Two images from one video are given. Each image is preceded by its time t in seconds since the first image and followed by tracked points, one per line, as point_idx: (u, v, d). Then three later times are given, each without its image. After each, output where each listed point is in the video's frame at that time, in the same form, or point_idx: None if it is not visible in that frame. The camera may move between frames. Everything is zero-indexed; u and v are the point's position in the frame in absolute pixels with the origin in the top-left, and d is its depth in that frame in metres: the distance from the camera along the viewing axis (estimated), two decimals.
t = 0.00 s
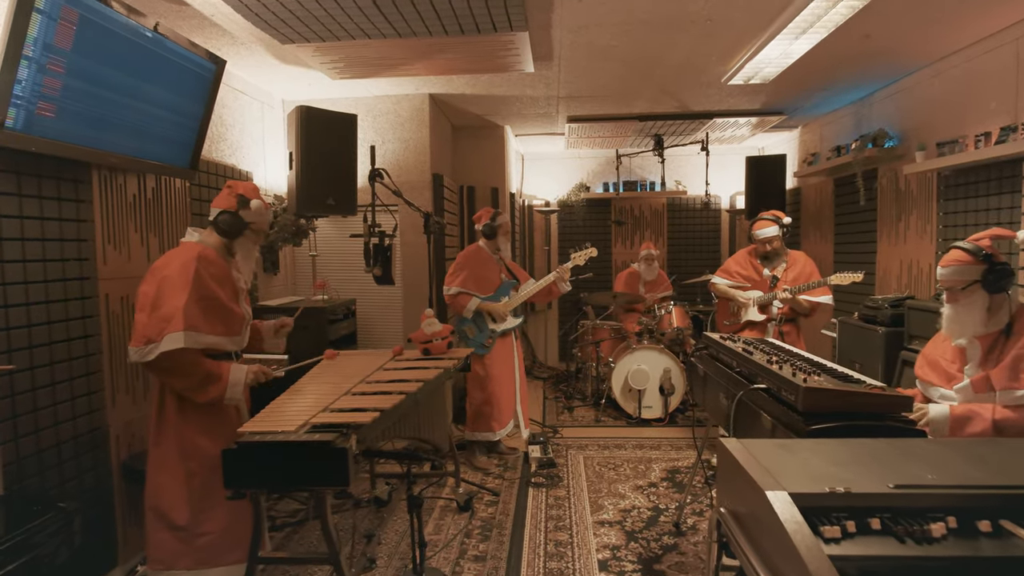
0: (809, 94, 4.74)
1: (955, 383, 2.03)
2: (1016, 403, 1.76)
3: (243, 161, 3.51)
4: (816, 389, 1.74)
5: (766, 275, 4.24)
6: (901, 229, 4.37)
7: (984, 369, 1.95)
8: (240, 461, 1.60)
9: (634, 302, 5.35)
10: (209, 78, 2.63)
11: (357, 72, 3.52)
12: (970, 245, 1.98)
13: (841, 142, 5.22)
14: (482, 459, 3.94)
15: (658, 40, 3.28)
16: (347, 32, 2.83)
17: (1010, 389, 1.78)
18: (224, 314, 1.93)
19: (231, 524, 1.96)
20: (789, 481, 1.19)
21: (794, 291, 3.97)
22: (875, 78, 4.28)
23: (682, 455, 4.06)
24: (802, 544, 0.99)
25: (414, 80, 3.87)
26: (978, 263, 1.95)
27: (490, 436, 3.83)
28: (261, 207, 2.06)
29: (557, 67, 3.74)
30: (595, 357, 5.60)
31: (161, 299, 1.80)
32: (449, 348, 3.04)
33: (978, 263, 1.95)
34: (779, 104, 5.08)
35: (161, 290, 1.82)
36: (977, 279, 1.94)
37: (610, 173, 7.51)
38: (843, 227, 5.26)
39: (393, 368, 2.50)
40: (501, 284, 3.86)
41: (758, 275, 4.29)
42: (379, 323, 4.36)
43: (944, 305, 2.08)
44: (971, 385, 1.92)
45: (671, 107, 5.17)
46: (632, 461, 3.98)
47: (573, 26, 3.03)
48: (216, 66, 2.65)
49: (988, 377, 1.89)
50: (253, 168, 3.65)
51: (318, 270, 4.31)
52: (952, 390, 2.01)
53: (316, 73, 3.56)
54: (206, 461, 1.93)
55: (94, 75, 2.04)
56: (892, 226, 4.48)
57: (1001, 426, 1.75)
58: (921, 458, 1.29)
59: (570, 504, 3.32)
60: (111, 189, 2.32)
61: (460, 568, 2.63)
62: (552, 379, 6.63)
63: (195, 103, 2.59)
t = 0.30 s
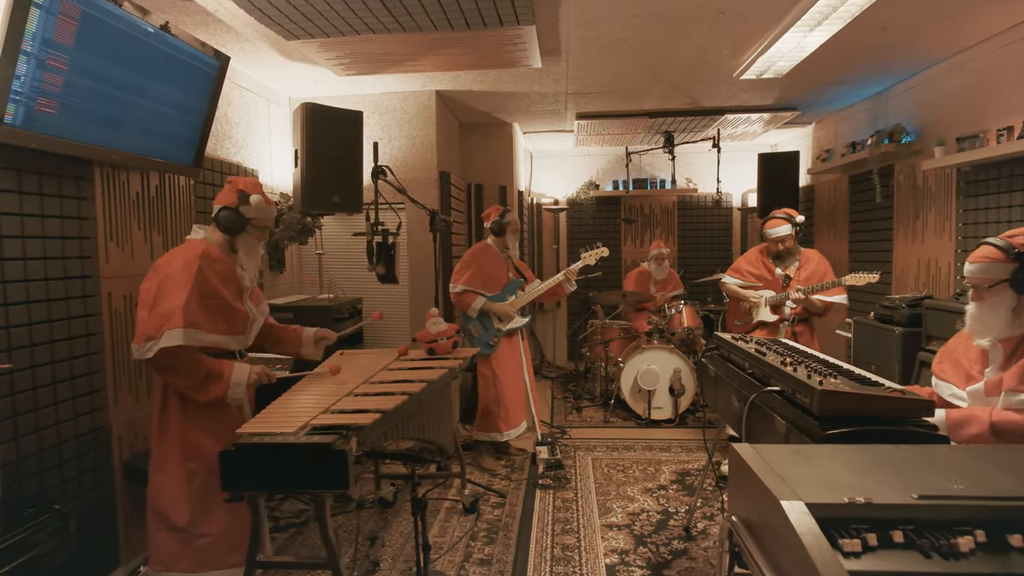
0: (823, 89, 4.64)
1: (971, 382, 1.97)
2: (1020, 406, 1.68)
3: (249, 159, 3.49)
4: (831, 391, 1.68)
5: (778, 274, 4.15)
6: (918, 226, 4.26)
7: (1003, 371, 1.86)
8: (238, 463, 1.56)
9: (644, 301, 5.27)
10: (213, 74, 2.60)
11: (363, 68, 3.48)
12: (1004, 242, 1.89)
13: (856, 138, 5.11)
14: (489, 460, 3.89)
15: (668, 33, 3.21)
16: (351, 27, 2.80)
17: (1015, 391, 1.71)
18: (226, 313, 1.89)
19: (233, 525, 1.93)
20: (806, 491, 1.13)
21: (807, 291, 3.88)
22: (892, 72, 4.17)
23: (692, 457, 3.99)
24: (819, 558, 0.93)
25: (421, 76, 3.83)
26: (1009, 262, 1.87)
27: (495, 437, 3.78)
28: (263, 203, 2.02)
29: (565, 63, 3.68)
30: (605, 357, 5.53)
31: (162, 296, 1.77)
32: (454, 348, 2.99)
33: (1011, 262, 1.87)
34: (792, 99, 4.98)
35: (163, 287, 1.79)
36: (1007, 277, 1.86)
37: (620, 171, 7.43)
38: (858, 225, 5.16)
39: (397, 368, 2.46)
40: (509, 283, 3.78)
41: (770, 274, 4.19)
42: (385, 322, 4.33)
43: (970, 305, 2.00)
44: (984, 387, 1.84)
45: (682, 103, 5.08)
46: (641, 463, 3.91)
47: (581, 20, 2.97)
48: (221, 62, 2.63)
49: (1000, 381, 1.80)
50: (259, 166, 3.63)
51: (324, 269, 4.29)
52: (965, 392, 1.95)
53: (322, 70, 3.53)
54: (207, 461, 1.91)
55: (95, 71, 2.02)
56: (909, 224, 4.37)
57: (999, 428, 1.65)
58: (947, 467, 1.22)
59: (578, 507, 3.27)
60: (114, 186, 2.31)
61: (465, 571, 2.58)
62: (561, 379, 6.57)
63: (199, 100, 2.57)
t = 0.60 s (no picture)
0: (838, 85, 4.54)
1: (993, 387, 1.87)
2: None
3: (255, 157, 3.47)
4: (850, 395, 1.61)
5: (789, 274, 4.05)
6: (937, 225, 4.15)
7: None
8: (235, 467, 1.52)
9: (654, 301, 5.19)
10: (217, 71, 2.57)
11: (368, 65, 3.45)
12: None
13: (871, 135, 5.00)
14: (496, 462, 3.85)
15: (679, 27, 3.14)
16: (356, 23, 2.76)
17: None
18: (223, 312, 1.87)
19: (235, 527, 1.89)
20: (826, 501, 1.07)
21: (818, 292, 3.79)
22: (910, 66, 4.07)
23: (703, 460, 3.91)
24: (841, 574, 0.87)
25: (428, 73, 3.79)
26: None
27: (500, 442, 3.74)
28: (263, 204, 1.97)
29: (574, 58, 3.63)
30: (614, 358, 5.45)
31: (154, 295, 1.74)
32: (461, 349, 2.95)
33: None
34: (806, 95, 4.88)
35: (156, 285, 1.76)
36: None
37: (630, 169, 7.35)
38: (874, 224, 5.04)
39: (403, 369, 2.42)
40: (513, 285, 3.73)
41: (781, 273, 4.09)
42: (392, 322, 4.29)
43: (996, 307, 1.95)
44: (1005, 392, 1.78)
45: (692, 100, 5.00)
46: (651, 466, 3.85)
47: (590, 14, 2.92)
48: (225, 59, 2.60)
49: None
50: (265, 165, 3.61)
51: (331, 268, 4.26)
52: (985, 394, 1.87)
53: (328, 67, 3.51)
54: (208, 462, 1.87)
55: (96, 67, 1.99)
56: (927, 222, 4.26)
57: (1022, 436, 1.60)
58: (978, 477, 1.15)
59: (586, 511, 3.21)
60: (117, 184, 2.29)
61: None
62: (569, 380, 6.51)
63: (203, 96, 2.54)
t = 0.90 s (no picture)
0: (856, 80, 4.44)
1: None
2: None
3: (265, 156, 3.46)
4: (870, 397, 1.55)
5: (805, 273, 3.96)
6: (958, 222, 4.04)
7: None
8: (238, 467, 1.50)
9: (666, 301, 5.12)
10: (226, 68, 2.56)
11: (378, 62, 3.43)
12: None
13: (890, 130, 4.89)
14: (506, 463, 3.81)
15: (692, 21, 3.09)
16: (364, 18, 2.74)
17: None
18: (223, 310, 1.85)
19: (237, 527, 1.88)
20: (846, 509, 1.01)
21: (833, 292, 3.71)
22: (931, 59, 3.96)
23: (716, 463, 3.85)
24: None
25: (438, 70, 3.77)
26: None
27: (506, 443, 3.67)
28: (267, 198, 1.96)
29: (585, 54, 3.58)
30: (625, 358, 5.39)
31: (149, 290, 1.74)
32: (470, 348, 2.91)
33: None
34: (822, 91, 4.78)
35: (152, 280, 1.76)
36: None
37: (642, 167, 7.27)
38: (892, 222, 4.93)
39: (411, 368, 2.39)
40: (520, 283, 3.69)
41: (796, 272, 4.03)
42: (402, 322, 4.27)
43: None
44: None
45: (706, 97, 4.92)
46: (663, 468, 3.79)
47: (602, 7, 2.87)
48: (234, 56, 2.59)
49: None
50: (275, 163, 3.61)
51: (341, 267, 4.25)
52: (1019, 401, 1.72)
53: (337, 65, 3.50)
54: (211, 462, 1.86)
55: (104, 64, 1.98)
56: (948, 220, 4.15)
57: None
58: (1009, 484, 1.09)
59: (597, 513, 3.17)
60: (126, 182, 2.29)
61: None
62: (580, 380, 6.45)
63: (211, 93, 2.53)
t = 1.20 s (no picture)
0: (872, 75, 4.35)
1: None
2: None
3: (274, 154, 3.46)
4: (888, 399, 1.51)
5: (820, 271, 3.89)
6: (979, 220, 3.94)
7: None
8: (243, 466, 1.49)
9: (678, 300, 5.06)
10: (235, 66, 2.55)
11: (387, 59, 3.41)
12: None
13: (907, 126, 4.79)
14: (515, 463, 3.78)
15: (705, 15, 3.03)
16: (373, 14, 2.72)
17: None
18: (229, 309, 1.84)
19: (242, 527, 1.86)
20: (868, 514, 0.97)
21: (845, 292, 3.66)
22: (951, 53, 3.87)
23: (729, 464, 3.79)
24: None
25: (447, 67, 3.75)
26: None
27: (515, 446, 3.63)
28: (271, 194, 1.94)
29: (596, 50, 3.54)
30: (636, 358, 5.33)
31: (152, 288, 1.73)
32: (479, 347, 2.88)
33: None
34: (838, 87, 4.69)
35: (156, 278, 1.76)
36: None
37: (653, 165, 7.20)
38: (910, 220, 4.83)
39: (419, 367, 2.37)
40: (526, 285, 3.65)
41: (811, 270, 3.95)
42: (412, 320, 4.26)
43: None
44: None
45: (718, 93, 4.85)
46: (674, 469, 3.73)
47: (613, 1, 2.83)
48: (243, 54, 2.58)
49: None
50: (285, 161, 3.60)
51: (350, 265, 4.25)
52: None
53: (346, 62, 3.49)
54: (216, 460, 1.85)
55: (113, 61, 1.98)
56: (969, 217, 4.05)
57: None
58: None
59: (607, 514, 3.13)
60: (135, 179, 2.29)
61: None
62: (591, 380, 6.40)
63: (221, 91, 2.52)
